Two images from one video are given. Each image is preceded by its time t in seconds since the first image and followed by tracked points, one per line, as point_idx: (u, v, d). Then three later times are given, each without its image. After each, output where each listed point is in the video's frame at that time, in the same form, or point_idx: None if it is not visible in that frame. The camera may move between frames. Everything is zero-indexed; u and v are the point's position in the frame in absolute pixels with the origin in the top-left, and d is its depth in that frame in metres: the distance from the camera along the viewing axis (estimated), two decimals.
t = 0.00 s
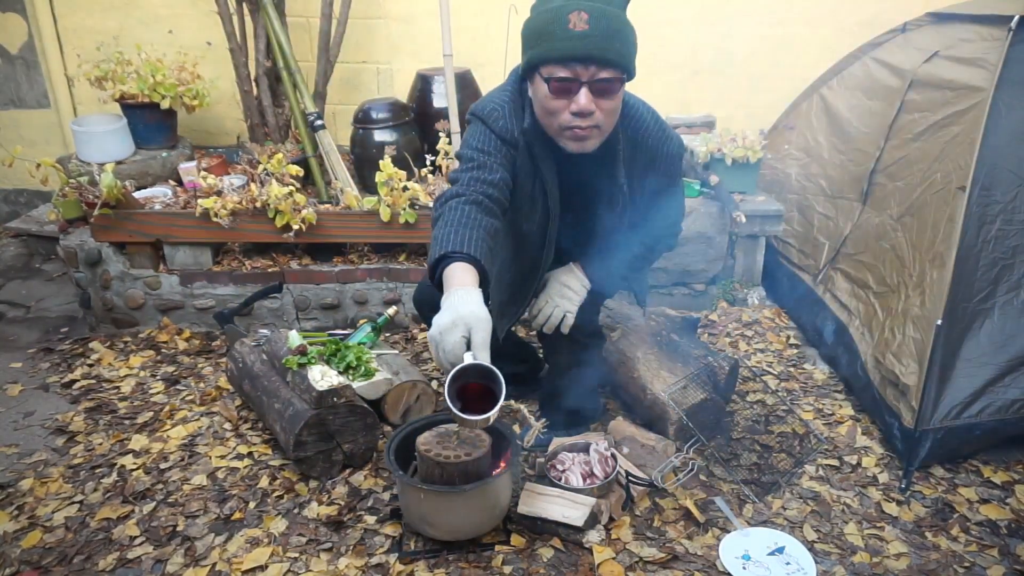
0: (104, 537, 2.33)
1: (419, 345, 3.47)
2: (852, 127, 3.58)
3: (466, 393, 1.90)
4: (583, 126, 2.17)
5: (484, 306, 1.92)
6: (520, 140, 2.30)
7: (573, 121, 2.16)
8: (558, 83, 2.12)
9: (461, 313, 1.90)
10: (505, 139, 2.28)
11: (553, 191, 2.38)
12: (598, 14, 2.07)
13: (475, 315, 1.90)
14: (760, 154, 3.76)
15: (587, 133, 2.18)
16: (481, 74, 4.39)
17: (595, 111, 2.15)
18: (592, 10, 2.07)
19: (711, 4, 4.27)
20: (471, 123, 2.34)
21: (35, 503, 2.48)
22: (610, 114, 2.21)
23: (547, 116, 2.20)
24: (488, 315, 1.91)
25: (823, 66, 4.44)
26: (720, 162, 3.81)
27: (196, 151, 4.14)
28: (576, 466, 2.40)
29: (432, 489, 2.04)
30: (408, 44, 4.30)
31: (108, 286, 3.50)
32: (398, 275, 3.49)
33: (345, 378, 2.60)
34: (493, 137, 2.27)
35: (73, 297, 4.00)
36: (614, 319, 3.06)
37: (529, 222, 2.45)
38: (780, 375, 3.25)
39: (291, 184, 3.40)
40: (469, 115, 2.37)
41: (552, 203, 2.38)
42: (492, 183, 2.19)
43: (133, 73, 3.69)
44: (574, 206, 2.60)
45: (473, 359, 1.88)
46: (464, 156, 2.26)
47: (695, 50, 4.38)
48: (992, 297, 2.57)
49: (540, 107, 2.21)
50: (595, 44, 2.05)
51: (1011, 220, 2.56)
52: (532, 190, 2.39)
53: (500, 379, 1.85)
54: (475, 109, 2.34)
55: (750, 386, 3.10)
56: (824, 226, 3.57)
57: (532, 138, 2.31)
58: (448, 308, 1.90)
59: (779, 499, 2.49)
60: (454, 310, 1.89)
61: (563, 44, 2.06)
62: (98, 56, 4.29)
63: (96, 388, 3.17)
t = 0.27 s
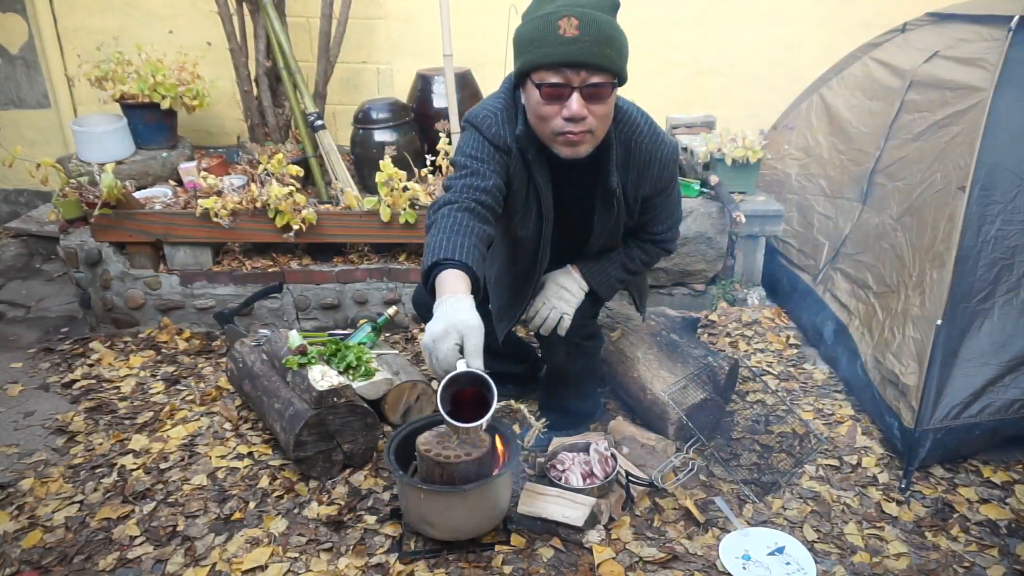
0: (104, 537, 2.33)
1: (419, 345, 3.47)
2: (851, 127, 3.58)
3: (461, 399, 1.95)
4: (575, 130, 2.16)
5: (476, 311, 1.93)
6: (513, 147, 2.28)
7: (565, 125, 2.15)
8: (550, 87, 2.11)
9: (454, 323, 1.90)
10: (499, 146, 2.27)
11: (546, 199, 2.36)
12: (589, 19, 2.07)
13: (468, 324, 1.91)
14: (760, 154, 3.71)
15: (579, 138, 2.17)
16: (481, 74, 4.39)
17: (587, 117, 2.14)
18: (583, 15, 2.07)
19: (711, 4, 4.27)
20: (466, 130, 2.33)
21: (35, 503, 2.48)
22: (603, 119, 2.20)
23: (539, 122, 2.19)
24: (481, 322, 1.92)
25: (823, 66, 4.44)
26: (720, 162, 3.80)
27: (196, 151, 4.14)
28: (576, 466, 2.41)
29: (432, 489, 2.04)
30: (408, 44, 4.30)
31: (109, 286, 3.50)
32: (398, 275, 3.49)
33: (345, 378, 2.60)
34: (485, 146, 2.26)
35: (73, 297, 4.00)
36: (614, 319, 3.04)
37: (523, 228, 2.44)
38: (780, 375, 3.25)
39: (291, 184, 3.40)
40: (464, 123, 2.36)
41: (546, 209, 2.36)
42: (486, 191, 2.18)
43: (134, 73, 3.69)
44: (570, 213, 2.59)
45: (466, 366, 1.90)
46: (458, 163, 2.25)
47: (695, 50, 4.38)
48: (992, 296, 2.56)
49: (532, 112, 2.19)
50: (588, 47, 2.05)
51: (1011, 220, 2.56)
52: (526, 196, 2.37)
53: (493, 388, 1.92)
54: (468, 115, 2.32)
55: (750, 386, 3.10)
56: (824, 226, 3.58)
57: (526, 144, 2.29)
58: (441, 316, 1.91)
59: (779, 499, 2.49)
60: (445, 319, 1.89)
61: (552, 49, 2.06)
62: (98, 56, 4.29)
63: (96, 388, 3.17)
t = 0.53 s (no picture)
0: (104, 537, 2.33)
1: (419, 345, 3.47)
2: (851, 126, 3.58)
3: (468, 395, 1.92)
4: (540, 163, 2.16)
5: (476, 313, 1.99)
6: (492, 182, 2.32)
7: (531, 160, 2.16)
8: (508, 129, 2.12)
9: (454, 321, 1.96)
10: (479, 183, 2.33)
11: (529, 228, 2.40)
12: (536, 59, 2.08)
13: (467, 322, 1.96)
14: (760, 154, 3.70)
15: (546, 169, 2.18)
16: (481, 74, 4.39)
17: (549, 148, 2.14)
18: (530, 57, 2.08)
19: (711, 4, 4.27)
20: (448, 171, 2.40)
21: (35, 503, 2.48)
22: (568, 147, 2.20)
23: (506, 159, 2.22)
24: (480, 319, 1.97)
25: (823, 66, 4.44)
26: (720, 162, 3.80)
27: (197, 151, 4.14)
28: (576, 466, 2.40)
29: (432, 489, 2.04)
30: (408, 44, 4.30)
31: (109, 286, 3.50)
32: (398, 275, 3.49)
33: (345, 378, 2.60)
34: (466, 182, 2.32)
35: (73, 297, 4.00)
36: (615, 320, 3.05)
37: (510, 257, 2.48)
38: (780, 375, 3.25)
39: (291, 184, 3.40)
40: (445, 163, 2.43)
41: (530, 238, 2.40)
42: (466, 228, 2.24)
43: (134, 73, 3.69)
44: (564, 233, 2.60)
45: (469, 360, 1.92)
46: (442, 202, 2.32)
47: (695, 50, 4.38)
48: (992, 297, 2.56)
49: (499, 151, 2.21)
50: (536, 87, 2.06)
51: (1012, 220, 2.56)
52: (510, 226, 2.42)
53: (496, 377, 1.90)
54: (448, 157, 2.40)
55: (750, 386, 3.10)
56: (824, 227, 3.58)
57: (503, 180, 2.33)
58: (439, 319, 1.98)
59: (779, 499, 2.49)
60: (444, 319, 1.96)
61: (506, 91, 2.07)
62: (98, 56, 4.29)
63: (96, 388, 3.17)
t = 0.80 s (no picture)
0: (104, 537, 2.33)
1: (419, 345, 3.46)
2: (851, 126, 3.58)
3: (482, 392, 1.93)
4: (553, 163, 2.16)
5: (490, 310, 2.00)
6: (503, 181, 2.32)
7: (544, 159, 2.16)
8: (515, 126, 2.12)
9: (470, 321, 1.96)
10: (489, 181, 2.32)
11: (539, 226, 2.40)
12: (549, 60, 2.08)
13: (483, 321, 1.97)
14: (760, 153, 3.69)
15: (559, 168, 2.18)
16: (481, 74, 4.39)
17: (562, 148, 2.14)
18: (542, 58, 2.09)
19: (711, 4, 4.27)
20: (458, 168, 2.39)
21: (35, 503, 2.48)
22: (580, 147, 2.20)
23: (519, 158, 2.21)
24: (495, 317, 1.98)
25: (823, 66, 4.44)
26: (720, 162, 3.80)
27: (197, 151, 4.14)
28: (576, 466, 2.40)
29: (432, 489, 2.04)
30: (408, 44, 4.30)
31: (108, 286, 3.50)
32: (398, 275, 3.48)
33: (345, 378, 2.60)
34: (476, 180, 2.31)
35: (73, 297, 4.00)
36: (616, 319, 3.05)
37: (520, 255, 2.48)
38: (780, 375, 3.25)
39: (291, 184, 3.40)
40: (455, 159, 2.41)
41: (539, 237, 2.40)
42: (477, 227, 2.24)
43: (134, 73, 3.69)
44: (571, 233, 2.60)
45: (485, 358, 1.93)
46: (452, 200, 2.31)
47: (695, 50, 4.38)
48: (992, 297, 2.56)
49: (511, 151, 2.21)
50: (547, 88, 2.06)
51: (1012, 220, 2.56)
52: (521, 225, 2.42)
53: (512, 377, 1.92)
54: (458, 154, 2.38)
55: (750, 386, 3.10)
56: (824, 227, 3.58)
57: (514, 178, 2.33)
58: (455, 316, 1.98)
59: (779, 499, 2.49)
60: (460, 317, 1.96)
61: (521, 92, 2.07)
62: (98, 56, 4.29)
63: (96, 388, 3.17)
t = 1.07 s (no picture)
0: (104, 537, 2.33)
1: (418, 345, 3.46)
2: (851, 126, 3.58)
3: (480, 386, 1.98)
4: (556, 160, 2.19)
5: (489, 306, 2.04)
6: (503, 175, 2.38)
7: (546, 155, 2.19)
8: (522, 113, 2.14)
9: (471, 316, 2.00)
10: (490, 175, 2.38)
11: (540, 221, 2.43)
12: (557, 59, 2.08)
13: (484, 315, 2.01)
14: (760, 154, 3.71)
15: (561, 166, 2.20)
16: (481, 73, 4.39)
17: (567, 145, 2.16)
18: (551, 56, 2.08)
19: (711, 4, 4.27)
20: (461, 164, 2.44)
21: (35, 503, 2.48)
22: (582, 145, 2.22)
23: (524, 152, 2.23)
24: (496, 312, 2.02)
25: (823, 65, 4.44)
26: (720, 162, 3.80)
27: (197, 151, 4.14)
28: (576, 466, 2.40)
29: (432, 489, 2.04)
30: (408, 44, 4.30)
31: (108, 286, 3.50)
32: (398, 275, 3.49)
33: (345, 378, 2.60)
34: (478, 174, 2.37)
35: (73, 297, 4.00)
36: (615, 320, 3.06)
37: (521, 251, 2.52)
38: (780, 375, 3.25)
39: (291, 184, 3.40)
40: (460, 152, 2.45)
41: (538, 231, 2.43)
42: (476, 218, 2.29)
43: (134, 73, 3.69)
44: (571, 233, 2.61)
45: (484, 353, 1.98)
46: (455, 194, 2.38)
47: (695, 51, 4.38)
48: (992, 297, 2.56)
49: (515, 147, 2.24)
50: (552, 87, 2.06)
51: (1011, 220, 2.56)
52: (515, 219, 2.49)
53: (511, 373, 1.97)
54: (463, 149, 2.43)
55: (750, 386, 3.10)
56: (824, 226, 3.58)
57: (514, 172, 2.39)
58: (457, 309, 2.02)
59: (779, 499, 2.49)
60: (461, 310, 2.00)
61: (527, 89, 2.08)
62: (98, 56, 4.28)
63: (96, 388, 3.17)
